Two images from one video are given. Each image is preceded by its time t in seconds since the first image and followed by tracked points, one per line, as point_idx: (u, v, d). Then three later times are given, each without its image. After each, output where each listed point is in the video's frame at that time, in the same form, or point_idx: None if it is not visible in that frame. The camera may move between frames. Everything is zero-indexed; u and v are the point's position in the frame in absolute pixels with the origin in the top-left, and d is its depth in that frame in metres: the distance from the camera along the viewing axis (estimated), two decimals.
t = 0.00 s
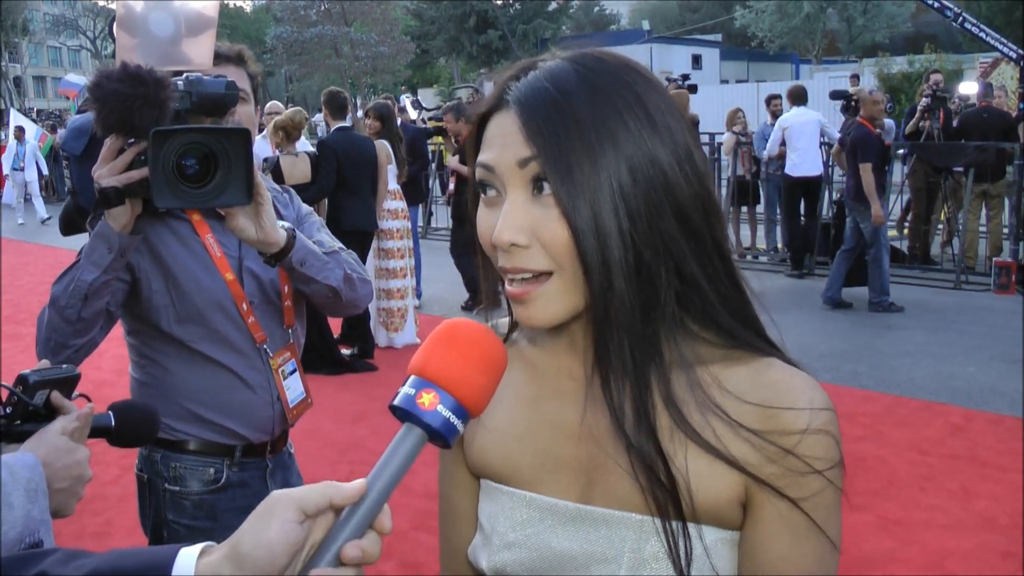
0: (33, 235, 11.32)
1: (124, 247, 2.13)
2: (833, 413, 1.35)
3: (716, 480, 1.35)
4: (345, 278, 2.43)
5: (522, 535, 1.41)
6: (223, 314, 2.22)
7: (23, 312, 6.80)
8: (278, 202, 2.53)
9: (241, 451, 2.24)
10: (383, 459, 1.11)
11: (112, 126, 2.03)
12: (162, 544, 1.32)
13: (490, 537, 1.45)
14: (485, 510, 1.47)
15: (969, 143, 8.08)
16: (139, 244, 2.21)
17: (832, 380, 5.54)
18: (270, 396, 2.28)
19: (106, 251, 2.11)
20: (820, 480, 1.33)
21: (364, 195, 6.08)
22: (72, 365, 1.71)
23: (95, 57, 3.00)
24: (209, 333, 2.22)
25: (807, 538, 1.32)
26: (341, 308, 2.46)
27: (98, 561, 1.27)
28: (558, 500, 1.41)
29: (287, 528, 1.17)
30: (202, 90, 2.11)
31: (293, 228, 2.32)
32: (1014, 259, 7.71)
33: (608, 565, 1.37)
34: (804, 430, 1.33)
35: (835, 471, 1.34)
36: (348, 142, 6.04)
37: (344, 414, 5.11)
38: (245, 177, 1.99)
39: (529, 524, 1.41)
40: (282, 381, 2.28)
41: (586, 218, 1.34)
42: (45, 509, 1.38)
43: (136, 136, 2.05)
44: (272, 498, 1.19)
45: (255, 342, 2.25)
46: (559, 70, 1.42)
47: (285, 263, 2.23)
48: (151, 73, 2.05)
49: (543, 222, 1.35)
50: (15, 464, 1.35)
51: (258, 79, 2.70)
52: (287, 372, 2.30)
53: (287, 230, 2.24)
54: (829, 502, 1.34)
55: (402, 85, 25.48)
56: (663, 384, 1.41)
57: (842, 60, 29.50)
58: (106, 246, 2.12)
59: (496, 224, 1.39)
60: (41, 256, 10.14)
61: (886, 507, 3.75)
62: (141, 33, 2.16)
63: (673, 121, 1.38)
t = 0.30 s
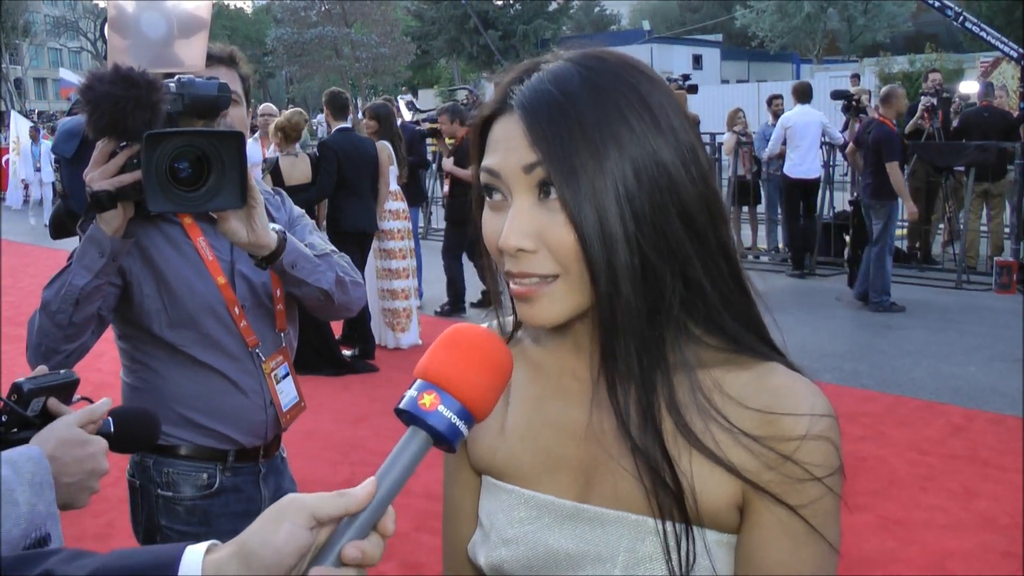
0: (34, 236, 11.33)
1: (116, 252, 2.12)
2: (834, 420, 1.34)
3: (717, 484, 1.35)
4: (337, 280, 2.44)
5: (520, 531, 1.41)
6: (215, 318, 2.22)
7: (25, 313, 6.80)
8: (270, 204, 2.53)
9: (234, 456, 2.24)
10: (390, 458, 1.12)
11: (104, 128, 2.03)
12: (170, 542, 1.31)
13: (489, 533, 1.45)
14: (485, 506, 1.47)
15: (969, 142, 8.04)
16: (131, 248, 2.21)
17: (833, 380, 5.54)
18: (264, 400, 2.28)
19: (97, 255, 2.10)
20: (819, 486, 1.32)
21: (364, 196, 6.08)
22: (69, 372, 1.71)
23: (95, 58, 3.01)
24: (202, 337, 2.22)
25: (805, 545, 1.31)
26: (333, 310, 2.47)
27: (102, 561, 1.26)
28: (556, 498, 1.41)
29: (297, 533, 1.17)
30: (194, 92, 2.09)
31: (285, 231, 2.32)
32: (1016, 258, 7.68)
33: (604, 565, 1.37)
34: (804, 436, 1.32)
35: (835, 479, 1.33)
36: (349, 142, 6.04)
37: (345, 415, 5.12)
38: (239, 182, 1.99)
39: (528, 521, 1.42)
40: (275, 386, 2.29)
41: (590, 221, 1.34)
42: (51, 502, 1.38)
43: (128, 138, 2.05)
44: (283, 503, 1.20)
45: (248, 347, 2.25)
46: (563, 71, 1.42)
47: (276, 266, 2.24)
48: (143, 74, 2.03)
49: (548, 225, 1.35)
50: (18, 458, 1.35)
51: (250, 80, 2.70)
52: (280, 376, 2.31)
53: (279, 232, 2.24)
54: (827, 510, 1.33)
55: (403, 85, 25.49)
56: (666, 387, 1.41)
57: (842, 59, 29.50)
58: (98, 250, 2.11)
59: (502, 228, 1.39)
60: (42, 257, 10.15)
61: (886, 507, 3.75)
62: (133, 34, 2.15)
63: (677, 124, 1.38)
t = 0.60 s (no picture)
0: (35, 236, 11.33)
1: (114, 254, 2.12)
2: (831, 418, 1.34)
3: (715, 485, 1.35)
4: (335, 281, 2.45)
5: (517, 531, 1.42)
6: (212, 319, 2.23)
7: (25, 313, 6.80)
8: (267, 205, 2.53)
9: (232, 458, 2.25)
10: (386, 454, 1.13)
11: (102, 129, 2.04)
12: (167, 542, 1.32)
13: (485, 534, 1.45)
14: (481, 507, 1.47)
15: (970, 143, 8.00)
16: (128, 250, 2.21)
17: (834, 381, 5.53)
18: (262, 402, 2.29)
19: (95, 257, 2.09)
20: (818, 485, 1.32)
21: (365, 196, 6.08)
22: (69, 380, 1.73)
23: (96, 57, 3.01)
24: (199, 339, 2.22)
25: (806, 543, 1.32)
26: (331, 312, 2.48)
27: (101, 559, 1.28)
28: (554, 498, 1.41)
29: (297, 530, 1.17)
30: (191, 92, 2.08)
31: (283, 232, 2.34)
32: (1017, 260, 7.68)
33: (602, 563, 1.37)
34: (802, 434, 1.32)
35: (833, 476, 1.34)
36: (351, 142, 6.04)
37: (346, 415, 5.12)
38: (237, 183, 2.00)
39: (525, 521, 1.42)
40: (272, 388, 2.30)
41: (587, 226, 1.34)
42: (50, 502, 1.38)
43: (126, 139, 2.06)
44: (284, 500, 1.20)
45: (245, 349, 2.26)
46: (554, 76, 1.42)
47: (274, 267, 2.25)
48: (140, 74, 2.03)
49: (545, 232, 1.36)
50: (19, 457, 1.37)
51: (247, 80, 2.71)
52: (277, 378, 2.32)
53: (276, 234, 2.26)
54: (827, 507, 1.33)
55: (404, 86, 25.46)
56: (665, 389, 1.41)
57: (843, 61, 29.48)
58: (95, 252, 2.10)
59: (500, 235, 1.39)
60: (42, 258, 10.15)
61: (887, 509, 3.75)
62: (130, 34, 2.16)
63: (670, 125, 1.38)
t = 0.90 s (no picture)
0: (36, 237, 11.33)
1: (115, 256, 2.12)
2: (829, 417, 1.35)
3: (715, 485, 1.35)
4: (337, 286, 2.46)
5: (516, 533, 1.41)
6: (212, 322, 2.23)
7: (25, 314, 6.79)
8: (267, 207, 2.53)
9: (232, 461, 2.25)
10: (389, 460, 1.13)
11: (104, 130, 2.03)
12: (168, 545, 1.31)
13: (483, 536, 1.44)
14: (477, 509, 1.46)
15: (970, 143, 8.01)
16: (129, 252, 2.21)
17: (835, 382, 5.53)
18: (262, 405, 2.29)
19: (96, 260, 2.09)
20: (817, 482, 1.32)
21: (367, 197, 6.08)
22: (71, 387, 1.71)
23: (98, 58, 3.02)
24: (199, 343, 2.23)
25: (807, 539, 1.32)
26: (333, 316, 2.49)
27: (104, 561, 1.26)
28: (553, 499, 1.41)
29: (297, 537, 1.17)
30: (193, 94, 2.09)
31: (285, 236, 2.34)
32: (1018, 260, 7.68)
33: (602, 564, 1.36)
34: (801, 431, 1.33)
35: (832, 473, 1.34)
36: (352, 144, 6.05)
37: (347, 416, 5.12)
38: (239, 186, 2.01)
39: (523, 523, 1.41)
40: (273, 391, 2.30)
41: (586, 230, 1.34)
42: (53, 500, 1.38)
43: (127, 141, 2.05)
44: (285, 506, 1.20)
45: (245, 351, 2.26)
46: (550, 79, 1.42)
47: (277, 272, 2.26)
48: (143, 76, 2.02)
49: (545, 236, 1.36)
50: (19, 459, 1.37)
51: (247, 81, 2.72)
52: (277, 381, 2.32)
53: (280, 239, 2.26)
54: (825, 505, 1.33)
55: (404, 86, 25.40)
56: (666, 391, 1.41)
57: (844, 62, 29.48)
58: (96, 254, 2.10)
59: (499, 240, 1.39)
60: (43, 258, 10.14)
61: (889, 509, 3.74)
62: (132, 35, 2.16)
63: (666, 127, 1.39)
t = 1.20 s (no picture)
0: (36, 238, 11.33)
1: (115, 257, 2.12)
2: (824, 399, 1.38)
3: (719, 477, 1.36)
4: (338, 289, 2.46)
5: (520, 536, 1.41)
6: (212, 324, 2.24)
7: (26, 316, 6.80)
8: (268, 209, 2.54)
9: (231, 464, 2.25)
10: (390, 458, 1.13)
11: (103, 132, 2.04)
12: (168, 545, 1.32)
13: (485, 541, 1.43)
14: (476, 513, 1.46)
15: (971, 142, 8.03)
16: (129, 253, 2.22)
17: (835, 381, 5.53)
18: (262, 407, 2.29)
19: (95, 261, 2.09)
20: (818, 466, 1.34)
21: (368, 199, 6.10)
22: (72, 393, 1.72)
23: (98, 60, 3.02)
24: (199, 345, 2.23)
25: (812, 524, 1.33)
26: (333, 318, 2.49)
27: (103, 560, 1.27)
28: (557, 499, 1.41)
29: (298, 533, 1.18)
30: (193, 95, 2.10)
31: (287, 240, 2.35)
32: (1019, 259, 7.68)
33: (612, 561, 1.37)
34: (802, 419, 1.35)
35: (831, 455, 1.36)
36: (352, 145, 6.06)
37: (348, 417, 5.12)
38: (239, 187, 2.01)
39: (527, 524, 1.41)
40: (273, 393, 2.30)
41: (575, 238, 1.35)
42: (51, 504, 1.38)
43: (126, 143, 2.06)
44: (286, 503, 1.20)
45: (244, 353, 2.27)
46: (535, 85, 1.41)
47: (278, 275, 2.26)
48: (142, 77, 2.03)
49: (535, 243, 1.36)
50: (17, 460, 1.37)
51: (247, 82, 2.72)
52: (277, 384, 2.32)
53: (281, 242, 2.27)
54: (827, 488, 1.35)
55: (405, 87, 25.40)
56: (661, 392, 1.42)
57: (845, 61, 29.48)
58: (96, 256, 2.10)
59: (489, 248, 1.40)
60: (43, 260, 10.14)
61: (890, 509, 3.74)
62: (132, 36, 2.16)
63: (653, 131, 1.38)
